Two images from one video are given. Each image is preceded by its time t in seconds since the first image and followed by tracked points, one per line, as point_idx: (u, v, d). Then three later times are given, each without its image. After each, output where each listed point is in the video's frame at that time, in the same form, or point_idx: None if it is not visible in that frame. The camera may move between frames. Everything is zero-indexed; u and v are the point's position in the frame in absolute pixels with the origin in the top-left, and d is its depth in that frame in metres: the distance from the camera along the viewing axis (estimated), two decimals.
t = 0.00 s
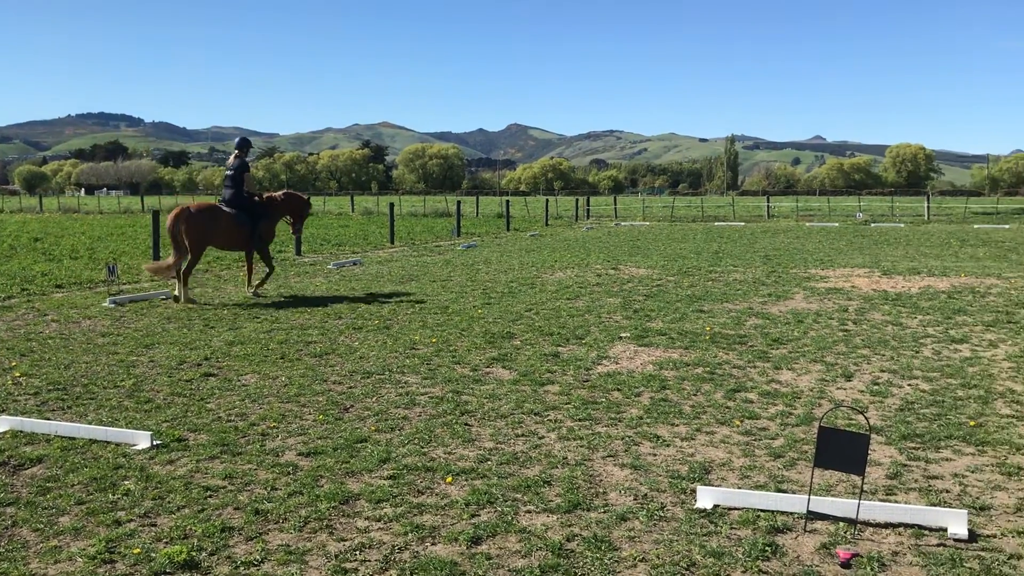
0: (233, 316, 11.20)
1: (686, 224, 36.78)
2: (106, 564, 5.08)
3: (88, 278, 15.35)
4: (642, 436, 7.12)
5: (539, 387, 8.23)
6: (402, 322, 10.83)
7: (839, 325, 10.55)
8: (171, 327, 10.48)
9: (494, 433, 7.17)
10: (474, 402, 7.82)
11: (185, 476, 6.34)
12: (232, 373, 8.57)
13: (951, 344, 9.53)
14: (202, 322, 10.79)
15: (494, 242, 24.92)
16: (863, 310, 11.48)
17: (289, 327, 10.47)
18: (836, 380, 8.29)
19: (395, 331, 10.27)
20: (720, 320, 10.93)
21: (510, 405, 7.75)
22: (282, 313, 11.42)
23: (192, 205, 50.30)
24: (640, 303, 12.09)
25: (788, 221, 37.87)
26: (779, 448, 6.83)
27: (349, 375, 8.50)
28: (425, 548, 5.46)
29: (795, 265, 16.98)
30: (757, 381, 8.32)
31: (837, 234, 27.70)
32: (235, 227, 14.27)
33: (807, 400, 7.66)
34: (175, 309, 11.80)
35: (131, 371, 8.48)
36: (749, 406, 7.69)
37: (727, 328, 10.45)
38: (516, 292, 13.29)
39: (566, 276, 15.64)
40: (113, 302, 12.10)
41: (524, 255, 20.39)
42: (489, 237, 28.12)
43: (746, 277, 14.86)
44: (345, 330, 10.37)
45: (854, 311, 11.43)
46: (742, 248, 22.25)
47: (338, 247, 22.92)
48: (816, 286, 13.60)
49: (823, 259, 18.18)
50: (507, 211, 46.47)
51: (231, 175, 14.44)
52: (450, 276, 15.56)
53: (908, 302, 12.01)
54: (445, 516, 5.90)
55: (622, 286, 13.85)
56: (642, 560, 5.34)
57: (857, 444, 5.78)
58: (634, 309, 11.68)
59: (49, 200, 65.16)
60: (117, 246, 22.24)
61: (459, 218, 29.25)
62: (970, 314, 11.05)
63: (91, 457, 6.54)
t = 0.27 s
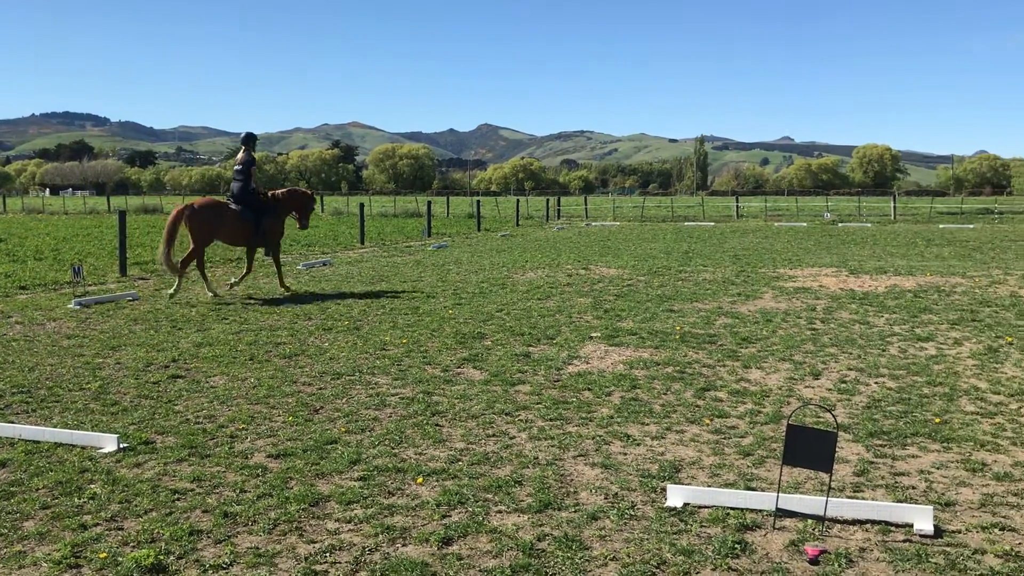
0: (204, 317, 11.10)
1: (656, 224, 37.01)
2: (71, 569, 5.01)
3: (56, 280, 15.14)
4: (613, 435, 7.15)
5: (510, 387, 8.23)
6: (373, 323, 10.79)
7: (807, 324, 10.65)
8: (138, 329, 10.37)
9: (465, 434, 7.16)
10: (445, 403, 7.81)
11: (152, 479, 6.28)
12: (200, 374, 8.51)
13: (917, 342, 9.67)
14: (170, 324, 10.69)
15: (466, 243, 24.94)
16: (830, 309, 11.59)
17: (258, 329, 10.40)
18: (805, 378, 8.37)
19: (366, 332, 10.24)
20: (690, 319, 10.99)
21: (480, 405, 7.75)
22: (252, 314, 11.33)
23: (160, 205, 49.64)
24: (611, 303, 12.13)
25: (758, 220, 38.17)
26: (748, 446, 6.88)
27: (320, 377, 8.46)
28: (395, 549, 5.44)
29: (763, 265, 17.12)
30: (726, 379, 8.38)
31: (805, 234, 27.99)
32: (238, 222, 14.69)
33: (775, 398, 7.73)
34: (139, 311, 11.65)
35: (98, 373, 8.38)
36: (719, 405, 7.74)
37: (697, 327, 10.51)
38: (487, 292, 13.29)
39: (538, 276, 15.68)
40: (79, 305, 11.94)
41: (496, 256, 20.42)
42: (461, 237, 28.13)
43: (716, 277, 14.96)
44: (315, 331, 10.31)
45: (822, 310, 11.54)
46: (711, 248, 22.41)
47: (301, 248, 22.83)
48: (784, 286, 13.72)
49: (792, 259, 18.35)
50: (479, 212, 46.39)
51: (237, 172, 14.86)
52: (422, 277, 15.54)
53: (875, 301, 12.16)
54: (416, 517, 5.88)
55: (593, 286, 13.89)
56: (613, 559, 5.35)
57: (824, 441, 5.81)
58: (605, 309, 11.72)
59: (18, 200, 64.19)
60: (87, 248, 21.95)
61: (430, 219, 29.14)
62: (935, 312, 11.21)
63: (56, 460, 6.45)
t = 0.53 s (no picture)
0: (187, 317, 11.05)
1: (640, 223, 37.09)
2: (52, 571, 4.97)
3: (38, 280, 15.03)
4: (596, 433, 7.17)
5: (494, 386, 8.24)
6: (356, 322, 10.78)
7: (789, 322, 10.71)
8: (120, 329, 10.31)
9: (449, 433, 7.16)
10: (429, 402, 7.80)
11: (135, 480, 6.25)
12: (183, 374, 8.47)
13: (898, 339, 9.74)
14: (152, 324, 10.64)
15: (450, 242, 24.91)
16: (812, 307, 11.67)
17: (241, 329, 10.37)
18: (787, 376, 8.43)
19: (349, 332, 10.22)
20: (672, 318, 11.03)
21: (464, 404, 7.75)
22: (234, 314, 11.29)
23: (141, 204, 49.25)
24: (594, 302, 12.15)
25: (740, 219, 38.34)
26: (731, 444, 6.92)
27: (303, 376, 8.44)
28: (379, 548, 5.43)
29: (745, 263, 17.21)
30: (709, 377, 8.42)
31: (788, 233, 28.16)
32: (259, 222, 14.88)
33: (758, 396, 7.77)
34: (120, 311, 11.58)
35: (79, 374, 8.33)
36: (702, 402, 7.77)
37: (680, 325, 10.55)
38: (470, 291, 13.30)
39: (521, 274, 15.70)
40: (59, 304, 11.84)
41: (480, 255, 20.42)
42: (444, 236, 28.10)
43: (699, 275, 15.02)
44: (298, 330, 10.29)
45: (804, 308, 11.61)
46: (694, 247, 22.50)
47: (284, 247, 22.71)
48: (766, 284, 13.78)
49: (773, 258, 18.45)
50: (462, 210, 46.32)
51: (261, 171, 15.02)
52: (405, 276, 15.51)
53: (856, 299, 12.24)
54: (399, 516, 5.87)
55: (576, 285, 13.92)
56: (596, 557, 5.37)
57: (807, 439, 5.82)
58: (589, 307, 11.75)
59: None
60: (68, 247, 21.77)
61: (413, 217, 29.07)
62: (916, 310, 11.30)
63: (36, 461, 6.41)
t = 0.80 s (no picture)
0: (173, 316, 11.00)
1: (626, 221, 37.14)
2: (36, 572, 4.94)
3: (23, 280, 14.92)
4: (583, 431, 7.18)
5: (481, 384, 8.25)
6: (342, 321, 10.75)
7: (774, 319, 10.75)
8: (104, 329, 10.25)
9: (435, 431, 7.16)
10: (415, 401, 7.80)
11: (119, 480, 6.22)
12: (168, 374, 8.44)
13: (882, 336, 9.80)
14: (137, 323, 10.58)
15: (436, 241, 24.88)
16: (797, 304, 11.72)
17: (226, 328, 10.33)
18: (772, 373, 8.46)
19: (335, 330, 10.20)
20: (659, 315, 11.06)
21: (451, 403, 7.75)
22: (219, 313, 11.24)
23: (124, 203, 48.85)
24: (581, 300, 12.17)
25: (725, 217, 38.44)
26: (716, 441, 6.94)
27: (288, 375, 8.42)
28: (366, 547, 5.42)
29: (731, 261, 17.27)
30: (695, 375, 8.45)
31: (773, 230, 28.29)
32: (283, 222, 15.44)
33: (743, 393, 7.80)
34: (104, 310, 11.50)
35: (63, 374, 8.29)
36: (688, 400, 7.80)
37: (666, 323, 10.58)
38: (456, 289, 13.29)
39: (508, 273, 15.70)
40: (42, 304, 11.77)
41: (466, 253, 20.41)
42: (431, 234, 28.06)
43: (684, 273, 15.06)
44: (284, 329, 10.26)
45: (789, 305, 11.66)
46: (680, 245, 22.57)
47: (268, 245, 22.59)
48: (751, 281, 13.83)
49: (759, 255, 18.51)
50: (448, 208, 46.21)
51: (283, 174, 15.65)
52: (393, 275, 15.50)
53: (841, 296, 12.29)
54: (386, 515, 5.87)
55: (562, 283, 13.93)
56: (583, 554, 5.37)
57: (792, 436, 5.85)
58: (575, 305, 11.76)
59: None
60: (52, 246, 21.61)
61: (399, 216, 28.98)
62: (900, 307, 11.37)
63: (19, 462, 6.36)
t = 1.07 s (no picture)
0: (156, 316, 10.94)
1: (611, 219, 37.23)
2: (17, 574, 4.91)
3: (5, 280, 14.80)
4: (568, 429, 7.19)
5: (465, 383, 8.25)
6: (326, 320, 10.73)
7: (757, 317, 10.80)
8: (85, 329, 10.17)
9: (420, 430, 7.15)
10: (400, 400, 7.79)
11: (102, 481, 6.18)
12: (151, 374, 8.40)
13: (864, 333, 9.86)
14: (119, 323, 10.51)
15: (420, 239, 24.84)
16: (780, 302, 11.77)
17: (209, 327, 10.28)
18: (756, 370, 8.51)
19: (319, 330, 10.18)
20: (643, 313, 11.09)
21: (435, 401, 7.75)
22: (201, 313, 11.19)
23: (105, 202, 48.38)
24: (565, 298, 12.18)
25: (709, 215, 38.50)
26: (700, 438, 6.97)
27: (272, 375, 8.40)
28: (350, 546, 5.42)
29: (714, 259, 17.34)
30: (679, 372, 8.48)
31: (757, 228, 28.41)
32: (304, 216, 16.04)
33: (727, 391, 7.84)
34: (86, 310, 11.42)
35: (44, 374, 8.23)
36: (672, 397, 7.83)
37: (650, 321, 10.61)
38: (441, 288, 13.28)
39: (493, 271, 15.70)
40: (22, 304, 11.68)
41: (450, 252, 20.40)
42: (415, 233, 28.02)
43: (669, 271, 15.11)
44: (267, 329, 10.23)
45: (772, 303, 11.71)
46: (664, 243, 22.63)
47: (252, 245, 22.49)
48: (735, 279, 13.87)
49: (742, 253, 18.58)
50: (433, 207, 46.08)
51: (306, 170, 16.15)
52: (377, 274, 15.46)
53: (824, 293, 12.35)
54: (370, 515, 5.86)
55: (547, 281, 13.94)
56: (568, 552, 5.38)
57: (775, 433, 5.87)
58: (560, 304, 11.77)
59: None
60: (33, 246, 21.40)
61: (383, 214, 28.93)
62: (882, 304, 11.44)
63: None
